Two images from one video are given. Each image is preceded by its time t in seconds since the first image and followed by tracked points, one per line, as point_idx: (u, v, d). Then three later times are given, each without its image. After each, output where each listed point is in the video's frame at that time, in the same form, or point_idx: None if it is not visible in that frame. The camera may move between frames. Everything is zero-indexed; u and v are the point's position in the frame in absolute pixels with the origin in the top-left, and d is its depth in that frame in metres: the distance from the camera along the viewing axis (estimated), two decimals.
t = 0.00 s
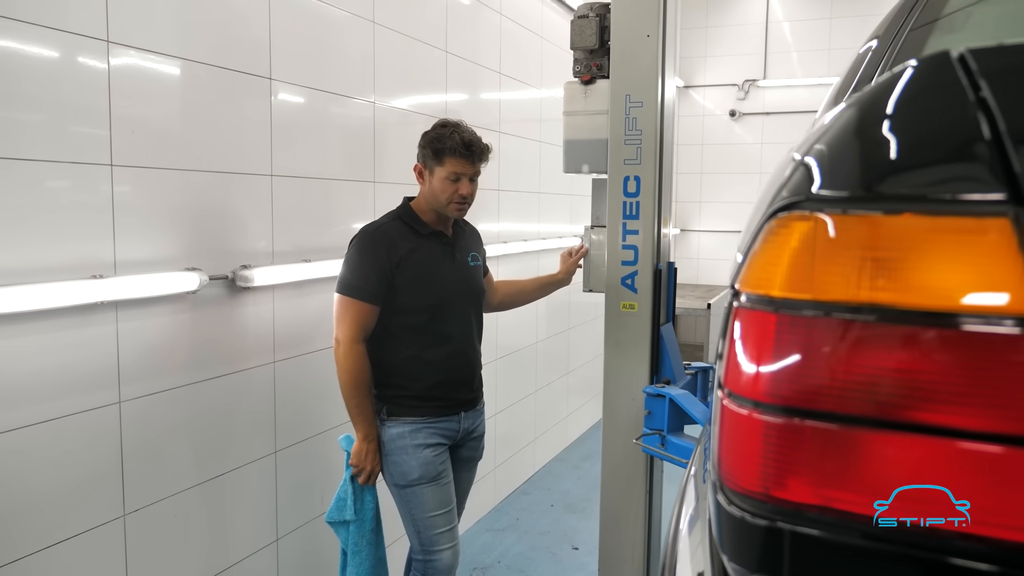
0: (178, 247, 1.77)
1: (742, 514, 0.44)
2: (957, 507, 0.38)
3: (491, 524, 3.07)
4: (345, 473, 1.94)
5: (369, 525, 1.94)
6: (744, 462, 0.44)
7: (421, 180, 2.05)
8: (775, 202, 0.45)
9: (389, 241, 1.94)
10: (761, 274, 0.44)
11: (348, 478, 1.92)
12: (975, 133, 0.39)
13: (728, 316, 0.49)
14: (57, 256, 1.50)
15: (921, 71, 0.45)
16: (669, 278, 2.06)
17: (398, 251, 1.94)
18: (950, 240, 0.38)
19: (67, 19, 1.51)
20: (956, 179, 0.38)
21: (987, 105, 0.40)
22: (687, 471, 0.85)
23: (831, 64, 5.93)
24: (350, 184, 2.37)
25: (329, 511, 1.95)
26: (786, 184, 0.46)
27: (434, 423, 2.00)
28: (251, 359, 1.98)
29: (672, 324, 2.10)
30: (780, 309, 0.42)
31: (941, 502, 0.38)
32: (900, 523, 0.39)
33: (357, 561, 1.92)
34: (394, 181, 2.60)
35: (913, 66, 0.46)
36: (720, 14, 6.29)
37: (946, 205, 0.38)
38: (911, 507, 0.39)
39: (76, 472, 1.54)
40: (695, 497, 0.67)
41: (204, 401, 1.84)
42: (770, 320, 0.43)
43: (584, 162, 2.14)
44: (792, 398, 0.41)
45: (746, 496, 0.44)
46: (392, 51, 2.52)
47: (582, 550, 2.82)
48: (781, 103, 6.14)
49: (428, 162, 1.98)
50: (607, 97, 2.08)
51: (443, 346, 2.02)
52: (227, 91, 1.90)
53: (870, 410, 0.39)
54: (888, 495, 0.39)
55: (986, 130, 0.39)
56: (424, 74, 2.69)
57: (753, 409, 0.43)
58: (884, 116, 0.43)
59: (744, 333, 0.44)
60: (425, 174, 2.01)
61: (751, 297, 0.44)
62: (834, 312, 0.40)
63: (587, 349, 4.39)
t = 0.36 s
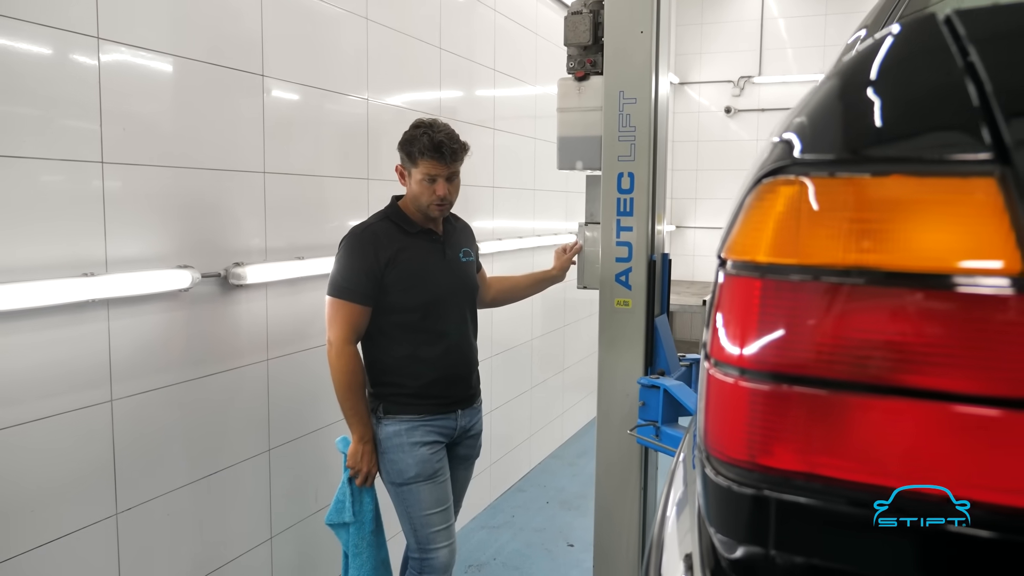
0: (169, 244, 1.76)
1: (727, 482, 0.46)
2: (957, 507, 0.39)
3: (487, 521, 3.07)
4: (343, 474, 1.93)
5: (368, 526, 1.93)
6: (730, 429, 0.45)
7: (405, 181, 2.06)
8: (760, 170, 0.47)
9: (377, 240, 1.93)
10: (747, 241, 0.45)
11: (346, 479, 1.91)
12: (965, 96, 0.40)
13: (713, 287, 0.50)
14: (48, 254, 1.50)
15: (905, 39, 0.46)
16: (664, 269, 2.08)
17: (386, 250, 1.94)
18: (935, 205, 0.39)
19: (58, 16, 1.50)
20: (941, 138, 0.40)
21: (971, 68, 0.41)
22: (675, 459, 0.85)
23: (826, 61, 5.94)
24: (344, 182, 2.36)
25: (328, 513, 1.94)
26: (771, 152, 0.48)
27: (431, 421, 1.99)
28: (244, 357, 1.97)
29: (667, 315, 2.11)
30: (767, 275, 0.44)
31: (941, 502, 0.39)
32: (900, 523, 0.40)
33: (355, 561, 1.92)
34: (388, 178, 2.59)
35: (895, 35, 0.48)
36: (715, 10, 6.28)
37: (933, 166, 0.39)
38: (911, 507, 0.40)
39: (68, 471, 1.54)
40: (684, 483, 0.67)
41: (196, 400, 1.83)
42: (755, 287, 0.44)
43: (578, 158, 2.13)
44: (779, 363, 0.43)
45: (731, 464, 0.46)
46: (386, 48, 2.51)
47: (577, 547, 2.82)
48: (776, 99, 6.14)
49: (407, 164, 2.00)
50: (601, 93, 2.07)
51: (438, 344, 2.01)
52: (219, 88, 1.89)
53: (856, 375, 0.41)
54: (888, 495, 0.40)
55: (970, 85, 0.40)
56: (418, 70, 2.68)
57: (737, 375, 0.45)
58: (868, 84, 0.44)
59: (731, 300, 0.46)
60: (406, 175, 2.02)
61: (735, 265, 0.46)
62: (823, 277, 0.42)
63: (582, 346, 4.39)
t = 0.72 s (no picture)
0: (162, 243, 1.76)
1: (707, 454, 0.52)
2: (957, 507, 0.44)
3: (481, 520, 3.07)
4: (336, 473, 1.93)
5: (361, 524, 1.93)
6: (711, 403, 0.52)
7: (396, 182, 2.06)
8: (746, 135, 0.53)
9: (370, 239, 1.93)
10: (728, 211, 0.52)
11: (339, 479, 1.91)
12: (944, 59, 0.46)
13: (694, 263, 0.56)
14: (40, 253, 1.49)
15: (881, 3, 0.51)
16: (657, 261, 2.06)
17: (380, 249, 1.93)
18: (913, 171, 0.45)
19: (49, 14, 1.49)
20: (916, 108, 0.45)
21: (950, 36, 0.47)
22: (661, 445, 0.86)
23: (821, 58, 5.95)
24: (337, 180, 2.36)
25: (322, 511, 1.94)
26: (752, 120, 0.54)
27: (424, 419, 1.99)
28: (237, 356, 1.97)
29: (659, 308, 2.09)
30: (747, 242, 0.50)
31: (942, 505, 0.45)
32: (900, 523, 0.46)
33: (348, 559, 1.92)
34: (382, 176, 2.59)
35: None
36: (710, 8, 6.28)
37: (915, 129, 0.45)
38: (908, 510, 0.45)
39: (62, 470, 1.54)
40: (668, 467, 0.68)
41: (189, 399, 1.83)
42: (734, 255, 0.50)
43: (571, 156, 2.13)
44: (763, 324, 0.49)
45: (708, 435, 0.52)
46: (379, 46, 2.51)
47: (572, 545, 2.83)
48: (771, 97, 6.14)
49: (399, 164, 1.99)
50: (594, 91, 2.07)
51: (432, 342, 2.01)
52: (213, 87, 1.89)
53: (840, 341, 0.47)
54: (888, 496, 0.46)
55: (950, 47, 0.46)
56: (411, 67, 2.67)
57: (717, 345, 0.51)
58: (846, 52, 0.50)
59: (713, 267, 0.52)
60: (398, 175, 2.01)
61: (717, 233, 0.52)
62: (805, 243, 0.47)
63: (577, 344, 4.39)
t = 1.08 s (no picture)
0: (154, 242, 1.76)
1: (679, 423, 0.51)
2: (957, 506, 0.43)
3: (478, 517, 3.08)
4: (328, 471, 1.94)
5: (354, 521, 1.93)
6: (683, 371, 0.51)
7: (395, 179, 2.06)
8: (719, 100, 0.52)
9: (367, 237, 1.93)
10: (698, 178, 0.51)
11: (331, 476, 1.92)
12: (914, 22, 0.45)
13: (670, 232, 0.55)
14: (32, 252, 1.49)
15: None
16: (651, 252, 2.07)
17: (377, 248, 1.93)
18: (882, 134, 0.44)
19: (41, 13, 1.49)
20: (888, 76, 0.44)
21: None
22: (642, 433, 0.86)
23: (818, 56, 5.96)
24: (331, 178, 2.36)
25: (314, 508, 1.94)
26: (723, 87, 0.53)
27: (418, 417, 1.99)
28: (230, 354, 1.97)
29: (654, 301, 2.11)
30: (718, 208, 0.49)
31: (941, 503, 0.43)
32: (899, 522, 0.45)
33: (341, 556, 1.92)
34: (376, 174, 2.59)
35: None
36: (707, 6, 6.29)
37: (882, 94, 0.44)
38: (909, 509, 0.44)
39: (54, 469, 1.54)
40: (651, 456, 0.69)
41: (182, 397, 1.83)
42: (705, 220, 0.50)
43: (564, 154, 2.13)
44: (735, 290, 0.48)
45: (680, 403, 0.52)
46: (373, 45, 2.51)
47: (568, 542, 2.83)
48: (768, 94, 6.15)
49: (400, 161, 1.99)
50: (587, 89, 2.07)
51: (427, 340, 2.01)
52: (206, 85, 1.88)
53: (811, 305, 0.46)
54: (887, 496, 0.45)
55: (918, 8, 0.45)
56: (406, 66, 2.68)
57: (690, 315, 0.50)
58: (818, 17, 0.48)
59: (682, 233, 0.51)
60: (399, 173, 2.01)
61: (689, 201, 0.51)
62: (784, 206, 0.46)
63: (574, 342, 4.40)
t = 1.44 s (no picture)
0: (153, 243, 1.77)
1: (659, 398, 0.57)
2: (958, 507, 0.47)
3: (477, 518, 3.08)
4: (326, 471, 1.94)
5: (350, 523, 1.94)
6: (664, 348, 0.56)
7: (395, 179, 2.06)
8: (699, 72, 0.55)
9: (367, 238, 1.94)
10: (678, 152, 0.55)
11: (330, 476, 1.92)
12: None
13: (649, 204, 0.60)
14: (30, 253, 1.50)
15: None
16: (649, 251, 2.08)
17: (377, 249, 1.94)
18: (859, 109, 0.48)
19: (41, 16, 1.50)
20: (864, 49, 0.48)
21: None
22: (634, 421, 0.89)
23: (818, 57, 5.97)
24: (330, 180, 2.36)
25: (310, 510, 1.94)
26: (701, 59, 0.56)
27: (415, 418, 2.00)
28: (229, 356, 1.98)
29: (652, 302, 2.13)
30: (697, 181, 0.54)
31: (944, 504, 0.47)
32: (899, 522, 0.49)
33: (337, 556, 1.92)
34: (375, 176, 2.59)
35: None
36: (707, 7, 6.29)
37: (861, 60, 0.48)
38: (907, 510, 0.49)
39: (53, 470, 1.55)
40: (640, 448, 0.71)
41: (181, 399, 1.84)
42: (683, 194, 0.54)
43: (563, 155, 2.14)
44: (714, 267, 0.52)
45: (660, 377, 0.57)
46: (371, 47, 2.52)
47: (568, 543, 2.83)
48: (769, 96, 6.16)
49: (401, 162, 1.99)
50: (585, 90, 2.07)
51: (425, 342, 2.02)
52: (205, 87, 1.89)
53: (794, 276, 0.50)
54: (887, 496, 0.49)
55: None
56: (405, 67, 2.69)
57: (668, 290, 0.55)
58: None
59: (664, 206, 0.56)
60: (400, 173, 2.02)
61: (670, 176, 0.56)
62: (768, 179, 0.50)
63: (574, 343, 4.40)
